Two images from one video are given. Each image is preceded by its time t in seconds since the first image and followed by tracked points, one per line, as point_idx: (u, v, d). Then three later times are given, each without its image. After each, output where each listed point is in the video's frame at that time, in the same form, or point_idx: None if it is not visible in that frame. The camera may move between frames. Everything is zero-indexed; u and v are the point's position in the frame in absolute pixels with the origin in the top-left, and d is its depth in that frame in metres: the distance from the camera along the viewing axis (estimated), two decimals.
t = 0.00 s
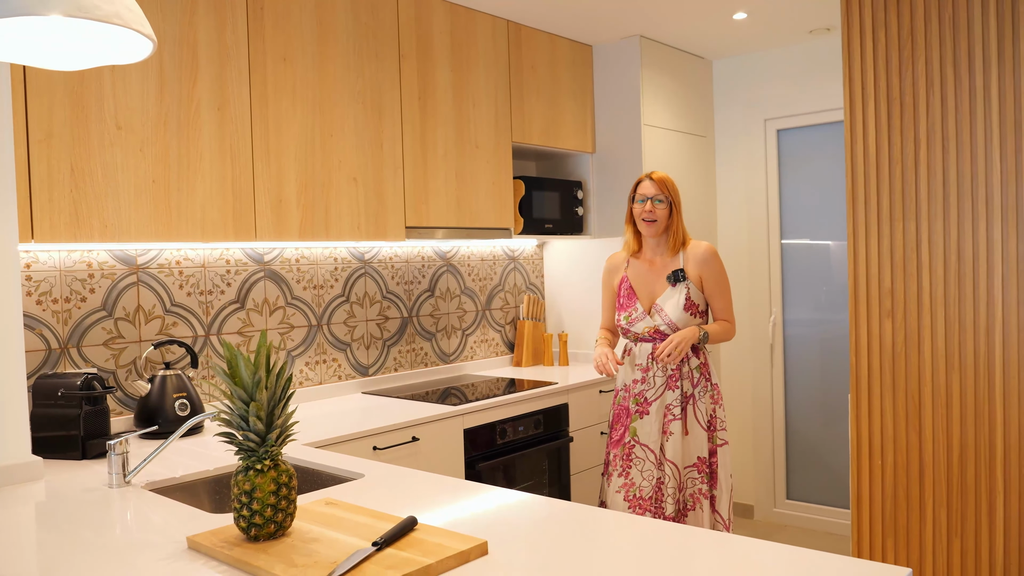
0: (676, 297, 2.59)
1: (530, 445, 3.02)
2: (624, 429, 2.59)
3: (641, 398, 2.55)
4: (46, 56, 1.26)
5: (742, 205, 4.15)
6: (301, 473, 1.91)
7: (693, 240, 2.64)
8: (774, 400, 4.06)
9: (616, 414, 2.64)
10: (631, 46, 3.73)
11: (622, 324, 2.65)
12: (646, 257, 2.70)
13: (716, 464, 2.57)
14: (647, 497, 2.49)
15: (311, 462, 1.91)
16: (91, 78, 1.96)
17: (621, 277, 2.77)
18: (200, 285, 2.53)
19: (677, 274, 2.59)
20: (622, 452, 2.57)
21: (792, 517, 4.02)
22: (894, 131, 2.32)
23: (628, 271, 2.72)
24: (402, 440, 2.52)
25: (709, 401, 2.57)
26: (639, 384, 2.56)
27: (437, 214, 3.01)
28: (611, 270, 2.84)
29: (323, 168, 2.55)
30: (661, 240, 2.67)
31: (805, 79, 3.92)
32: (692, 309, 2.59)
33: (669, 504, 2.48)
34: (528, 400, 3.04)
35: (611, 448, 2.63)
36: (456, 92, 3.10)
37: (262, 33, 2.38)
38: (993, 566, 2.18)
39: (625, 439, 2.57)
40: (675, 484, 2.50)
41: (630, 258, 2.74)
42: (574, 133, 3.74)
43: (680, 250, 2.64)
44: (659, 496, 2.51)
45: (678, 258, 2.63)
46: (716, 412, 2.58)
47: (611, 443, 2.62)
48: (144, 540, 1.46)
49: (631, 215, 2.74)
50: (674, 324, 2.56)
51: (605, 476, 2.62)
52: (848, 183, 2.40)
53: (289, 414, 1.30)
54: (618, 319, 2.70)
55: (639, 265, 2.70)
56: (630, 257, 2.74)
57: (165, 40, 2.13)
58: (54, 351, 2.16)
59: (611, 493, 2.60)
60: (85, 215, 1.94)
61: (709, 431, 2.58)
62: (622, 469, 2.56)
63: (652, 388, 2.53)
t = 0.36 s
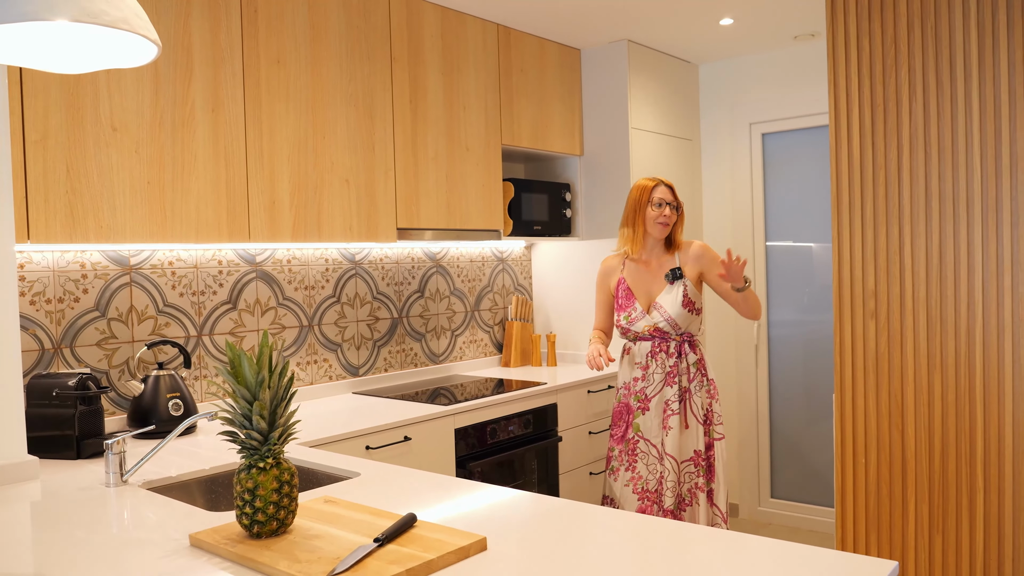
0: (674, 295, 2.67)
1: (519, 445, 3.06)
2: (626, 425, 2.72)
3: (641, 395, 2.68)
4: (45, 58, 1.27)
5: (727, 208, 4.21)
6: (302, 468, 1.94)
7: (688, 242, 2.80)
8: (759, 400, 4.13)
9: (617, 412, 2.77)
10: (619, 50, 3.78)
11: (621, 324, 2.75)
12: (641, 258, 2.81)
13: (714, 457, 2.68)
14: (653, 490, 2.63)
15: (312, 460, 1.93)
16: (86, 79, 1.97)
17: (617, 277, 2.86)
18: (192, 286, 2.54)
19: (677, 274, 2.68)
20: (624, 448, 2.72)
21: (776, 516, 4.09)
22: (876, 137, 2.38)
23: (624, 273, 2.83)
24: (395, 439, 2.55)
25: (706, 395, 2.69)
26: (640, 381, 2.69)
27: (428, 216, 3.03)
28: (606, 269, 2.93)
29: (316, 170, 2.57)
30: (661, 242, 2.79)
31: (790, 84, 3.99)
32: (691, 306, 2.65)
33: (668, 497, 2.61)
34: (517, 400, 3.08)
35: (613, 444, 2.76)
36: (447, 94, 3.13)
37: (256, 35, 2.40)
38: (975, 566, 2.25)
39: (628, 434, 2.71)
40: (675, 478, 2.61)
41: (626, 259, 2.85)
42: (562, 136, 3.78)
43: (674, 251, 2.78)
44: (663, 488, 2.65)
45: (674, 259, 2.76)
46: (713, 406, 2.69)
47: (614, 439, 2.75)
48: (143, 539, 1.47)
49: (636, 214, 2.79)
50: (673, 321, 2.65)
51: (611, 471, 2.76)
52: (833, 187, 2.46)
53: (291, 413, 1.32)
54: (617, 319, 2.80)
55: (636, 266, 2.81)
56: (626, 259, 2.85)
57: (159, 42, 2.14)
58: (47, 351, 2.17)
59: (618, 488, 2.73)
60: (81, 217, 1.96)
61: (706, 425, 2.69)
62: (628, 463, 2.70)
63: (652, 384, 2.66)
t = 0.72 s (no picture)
0: (677, 298, 2.75)
1: (516, 442, 3.09)
2: (636, 421, 2.82)
3: (650, 391, 2.77)
4: (56, 57, 1.28)
5: (720, 209, 4.26)
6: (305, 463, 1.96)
7: (687, 244, 2.88)
8: (751, 399, 4.18)
9: (627, 408, 2.85)
10: (614, 52, 3.82)
11: (627, 326, 2.84)
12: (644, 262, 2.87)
13: (718, 448, 2.77)
14: (664, 483, 2.73)
15: (314, 456, 1.96)
16: (90, 78, 1.99)
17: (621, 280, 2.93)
18: (192, 284, 2.56)
19: (681, 277, 2.77)
20: (637, 443, 2.82)
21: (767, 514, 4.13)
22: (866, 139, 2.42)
23: (627, 276, 2.90)
24: (393, 436, 2.57)
25: (707, 389, 2.78)
26: (647, 378, 2.78)
27: (425, 216, 3.06)
28: (609, 271, 3.00)
29: (315, 169, 2.59)
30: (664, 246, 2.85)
31: (782, 86, 4.04)
32: (693, 308, 2.75)
33: (677, 489, 2.70)
34: (514, 398, 3.11)
35: (626, 439, 2.86)
36: (444, 94, 3.16)
37: (257, 35, 2.42)
38: (966, 563, 2.29)
39: (640, 429, 2.80)
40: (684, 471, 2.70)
41: (628, 262, 2.90)
42: (557, 137, 3.82)
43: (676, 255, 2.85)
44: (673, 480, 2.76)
45: (676, 263, 2.83)
46: (714, 399, 2.78)
47: (627, 434, 2.84)
48: (149, 532, 1.49)
49: (640, 220, 2.84)
50: (678, 322, 2.73)
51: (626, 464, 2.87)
52: (826, 188, 2.50)
53: (298, 407, 1.35)
54: (623, 322, 2.87)
55: (638, 270, 2.87)
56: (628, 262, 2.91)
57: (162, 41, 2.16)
58: (49, 348, 2.19)
59: (633, 479, 2.85)
60: (85, 214, 1.97)
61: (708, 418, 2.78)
62: (640, 457, 2.80)
63: (660, 381, 2.75)
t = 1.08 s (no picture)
0: (680, 299, 2.84)
1: (512, 441, 3.14)
2: (636, 416, 2.89)
3: (653, 388, 2.83)
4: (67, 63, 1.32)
5: (711, 212, 4.32)
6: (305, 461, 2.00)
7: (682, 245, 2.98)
8: (741, 400, 4.24)
9: (628, 404, 2.92)
10: (608, 57, 3.88)
11: (631, 327, 2.88)
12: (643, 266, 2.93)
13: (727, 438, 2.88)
14: (665, 475, 2.82)
15: (313, 453, 2.00)
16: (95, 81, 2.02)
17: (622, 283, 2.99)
18: (192, 284, 2.60)
19: (682, 279, 2.86)
20: (638, 437, 2.89)
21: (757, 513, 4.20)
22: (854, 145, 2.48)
23: (628, 280, 2.96)
24: (390, 435, 2.62)
25: (710, 384, 2.88)
26: (650, 375, 2.84)
27: (422, 217, 3.10)
28: (609, 275, 3.05)
29: (314, 172, 2.63)
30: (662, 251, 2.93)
31: (773, 92, 4.10)
32: (695, 308, 2.85)
33: (687, 480, 2.77)
34: (508, 398, 3.15)
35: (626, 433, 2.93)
36: (441, 99, 3.20)
37: (257, 39, 2.46)
38: (950, 559, 2.35)
39: (641, 424, 2.87)
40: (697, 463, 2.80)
41: (628, 266, 2.96)
42: (551, 141, 3.87)
43: (673, 258, 2.94)
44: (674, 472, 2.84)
45: (674, 266, 2.93)
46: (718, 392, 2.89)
47: (628, 429, 2.91)
48: (154, 527, 1.53)
49: (638, 227, 2.91)
50: (683, 322, 2.81)
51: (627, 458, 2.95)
52: (814, 193, 2.56)
53: (303, 405, 1.39)
54: (627, 323, 2.92)
55: (639, 274, 2.93)
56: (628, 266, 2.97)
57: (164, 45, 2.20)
58: (51, 347, 2.22)
59: (634, 472, 2.93)
60: (89, 216, 2.01)
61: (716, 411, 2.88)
62: (640, 451, 2.87)
63: (663, 378, 2.81)
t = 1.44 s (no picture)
0: (671, 296, 2.92)
1: (507, 440, 3.20)
2: (635, 415, 2.94)
3: (651, 386, 2.90)
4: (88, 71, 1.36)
5: (703, 217, 4.39)
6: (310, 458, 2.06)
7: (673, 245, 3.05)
8: (731, 402, 4.31)
9: (625, 403, 2.97)
10: (602, 64, 3.94)
11: (624, 325, 2.95)
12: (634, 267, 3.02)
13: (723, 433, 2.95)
14: (670, 468, 2.88)
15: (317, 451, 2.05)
16: (103, 87, 2.06)
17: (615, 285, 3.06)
18: (194, 285, 2.64)
19: (673, 277, 2.93)
20: (639, 434, 2.94)
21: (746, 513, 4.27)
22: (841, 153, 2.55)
23: (620, 281, 3.02)
24: (389, 434, 2.67)
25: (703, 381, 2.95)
26: (648, 373, 2.90)
27: (419, 220, 3.15)
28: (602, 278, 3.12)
29: (315, 176, 2.68)
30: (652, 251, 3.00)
31: (763, 99, 4.18)
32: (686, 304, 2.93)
33: (691, 472, 2.83)
34: (503, 398, 3.21)
35: (626, 432, 2.98)
36: (438, 104, 3.26)
37: (261, 46, 2.51)
38: (934, 556, 2.42)
39: (642, 421, 2.93)
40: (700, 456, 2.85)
41: (620, 268, 3.04)
42: (546, 145, 3.93)
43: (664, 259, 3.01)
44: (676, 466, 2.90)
45: (665, 266, 3.00)
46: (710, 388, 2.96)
47: (628, 428, 2.96)
48: (164, 521, 1.57)
49: (625, 227, 3.00)
50: (675, 318, 2.88)
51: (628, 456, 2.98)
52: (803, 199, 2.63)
53: (311, 403, 1.44)
54: (620, 322, 2.98)
55: (630, 274, 3.01)
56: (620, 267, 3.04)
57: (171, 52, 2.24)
58: (57, 346, 2.26)
59: (636, 469, 2.96)
60: (96, 218, 2.05)
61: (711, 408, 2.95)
62: (644, 447, 2.92)
63: (661, 375, 2.88)
